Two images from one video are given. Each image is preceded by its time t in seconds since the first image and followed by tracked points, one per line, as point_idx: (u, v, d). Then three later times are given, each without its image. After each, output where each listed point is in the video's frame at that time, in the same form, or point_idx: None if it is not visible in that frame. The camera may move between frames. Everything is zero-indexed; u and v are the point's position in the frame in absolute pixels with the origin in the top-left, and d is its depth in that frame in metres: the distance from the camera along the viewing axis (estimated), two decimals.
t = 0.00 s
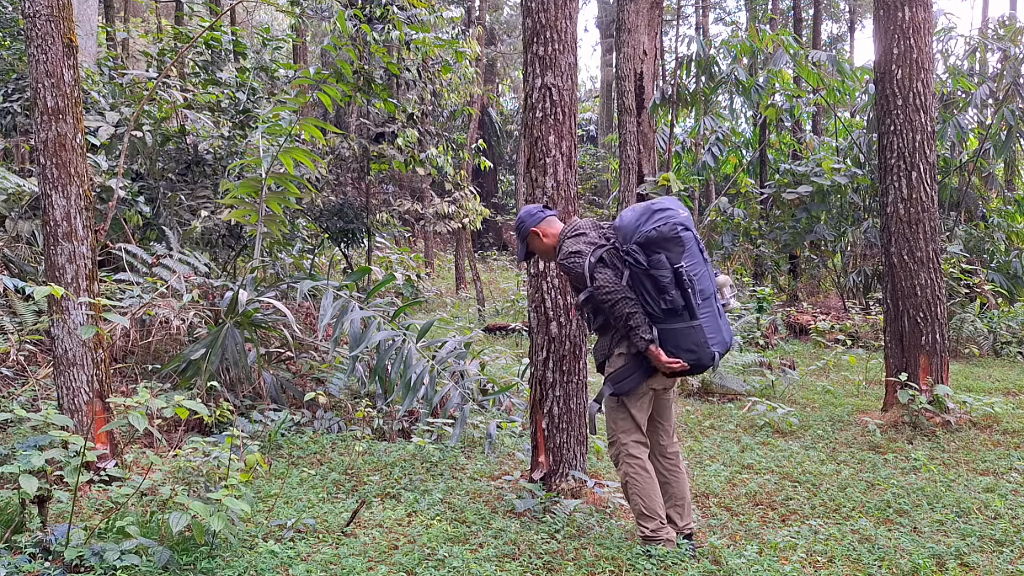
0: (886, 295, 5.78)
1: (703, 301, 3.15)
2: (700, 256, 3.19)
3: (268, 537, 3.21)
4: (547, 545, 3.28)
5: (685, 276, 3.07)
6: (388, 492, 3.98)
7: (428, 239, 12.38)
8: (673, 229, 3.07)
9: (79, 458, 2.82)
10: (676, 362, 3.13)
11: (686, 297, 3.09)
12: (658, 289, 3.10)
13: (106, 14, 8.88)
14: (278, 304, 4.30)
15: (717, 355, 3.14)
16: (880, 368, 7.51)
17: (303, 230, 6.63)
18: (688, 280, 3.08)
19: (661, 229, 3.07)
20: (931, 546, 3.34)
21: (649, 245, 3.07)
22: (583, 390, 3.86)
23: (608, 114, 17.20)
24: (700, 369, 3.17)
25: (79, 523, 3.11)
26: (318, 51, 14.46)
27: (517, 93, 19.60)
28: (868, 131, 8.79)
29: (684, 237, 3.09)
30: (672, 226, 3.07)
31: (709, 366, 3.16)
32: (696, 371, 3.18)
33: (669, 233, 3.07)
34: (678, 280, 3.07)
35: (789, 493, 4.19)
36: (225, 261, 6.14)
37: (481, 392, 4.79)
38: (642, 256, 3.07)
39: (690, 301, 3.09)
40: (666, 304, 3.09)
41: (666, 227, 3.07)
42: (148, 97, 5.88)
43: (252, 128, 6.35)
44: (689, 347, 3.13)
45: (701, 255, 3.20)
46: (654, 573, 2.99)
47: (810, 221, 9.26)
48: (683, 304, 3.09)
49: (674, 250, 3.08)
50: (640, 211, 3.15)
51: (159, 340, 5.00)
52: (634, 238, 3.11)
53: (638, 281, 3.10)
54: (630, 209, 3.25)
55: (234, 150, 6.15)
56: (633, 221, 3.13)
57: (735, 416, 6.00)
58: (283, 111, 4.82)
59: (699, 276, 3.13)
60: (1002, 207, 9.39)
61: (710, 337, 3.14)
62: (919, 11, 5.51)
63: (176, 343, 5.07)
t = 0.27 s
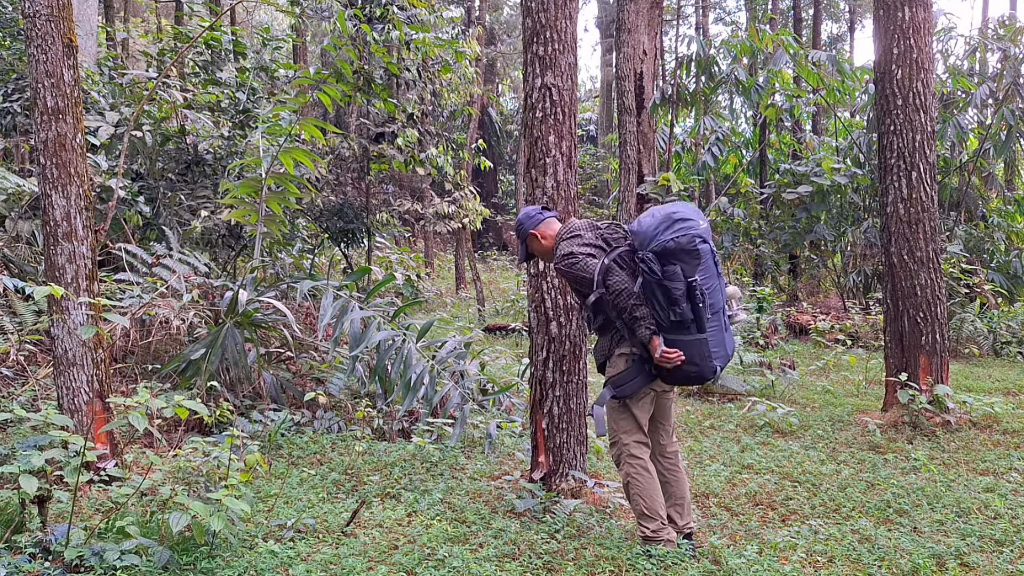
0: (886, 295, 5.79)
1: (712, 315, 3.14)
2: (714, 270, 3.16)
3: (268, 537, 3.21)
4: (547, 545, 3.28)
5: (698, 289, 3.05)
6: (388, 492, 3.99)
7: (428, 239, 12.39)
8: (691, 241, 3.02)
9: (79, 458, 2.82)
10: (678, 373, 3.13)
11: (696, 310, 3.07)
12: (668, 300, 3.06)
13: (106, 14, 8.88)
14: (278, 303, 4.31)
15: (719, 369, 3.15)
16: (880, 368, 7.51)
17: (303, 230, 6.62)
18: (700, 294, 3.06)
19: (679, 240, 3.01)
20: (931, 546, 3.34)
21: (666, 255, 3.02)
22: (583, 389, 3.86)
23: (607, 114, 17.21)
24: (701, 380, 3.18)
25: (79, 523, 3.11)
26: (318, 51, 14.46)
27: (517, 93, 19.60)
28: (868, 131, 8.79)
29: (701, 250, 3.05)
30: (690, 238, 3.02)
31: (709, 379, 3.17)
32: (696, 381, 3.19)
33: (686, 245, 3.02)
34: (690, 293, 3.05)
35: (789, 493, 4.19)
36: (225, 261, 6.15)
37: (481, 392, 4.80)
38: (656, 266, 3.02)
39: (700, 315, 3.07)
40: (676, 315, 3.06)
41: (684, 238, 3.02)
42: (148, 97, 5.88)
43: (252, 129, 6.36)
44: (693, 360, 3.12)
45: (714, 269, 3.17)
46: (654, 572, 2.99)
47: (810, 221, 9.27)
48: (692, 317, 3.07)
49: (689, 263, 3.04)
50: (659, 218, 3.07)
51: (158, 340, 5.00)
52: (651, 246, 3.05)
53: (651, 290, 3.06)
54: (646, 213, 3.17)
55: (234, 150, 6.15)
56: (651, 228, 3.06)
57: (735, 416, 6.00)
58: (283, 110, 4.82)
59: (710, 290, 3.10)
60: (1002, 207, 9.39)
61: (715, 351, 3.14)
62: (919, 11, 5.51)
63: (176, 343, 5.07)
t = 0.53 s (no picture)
0: (886, 295, 5.79)
1: (724, 339, 3.13)
2: (730, 295, 3.15)
3: (268, 537, 3.21)
4: (547, 545, 3.28)
5: (713, 314, 3.04)
6: (388, 492, 3.98)
7: (428, 239, 12.38)
8: (710, 265, 3.02)
9: (79, 458, 2.82)
10: (684, 391, 3.13)
11: (710, 334, 3.05)
12: (682, 322, 3.06)
13: (106, 14, 8.88)
14: (278, 303, 4.31)
15: (725, 391, 3.14)
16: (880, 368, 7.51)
17: (303, 230, 6.63)
18: (715, 318, 3.05)
19: (698, 263, 3.02)
20: (932, 546, 3.34)
21: (683, 278, 3.03)
22: (583, 390, 3.86)
23: (607, 114, 17.21)
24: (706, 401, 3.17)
25: (79, 523, 3.11)
26: (318, 51, 14.46)
27: (517, 93, 19.60)
28: (868, 131, 8.79)
29: (719, 275, 3.05)
30: (709, 261, 3.02)
31: (715, 400, 3.16)
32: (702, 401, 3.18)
33: (705, 269, 3.03)
34: (705, 317, 3.04)
35: (789, 493, 4.19)
36: (225, 261, 6.15)
37: (481, 392, 4.80)
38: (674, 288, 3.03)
39: (713, 338, 3.06)
40: (689, 337, 3.06)
41: (703, 261, 3.03)
42: (148, 97, 5.88)
43: (252, 128, 6.36)
44: (700, 381, 3.10)
45: (730, 294, 3.16)
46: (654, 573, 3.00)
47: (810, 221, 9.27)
48: (704, 340, 3.06)
49: (707, 287, 3.04)
50: (680, 240, 3.08)
51: (159, 340, 4.99)
52: (669, 268, 3.06)
53: (666, 311, 3.05)
54: (664, 234, 3.19)
55: (234, 150, 6.15)
56: (670, 249, 3.07)
57: (735, 416, 6.00)
58: (282, 110, 4.81)
59: (725, 315, 3.10)
60: (1002, 207, 9.39)
61: (723, 374, 3.13)
62: (919, 11, 5.51)
63: (176, 343, 5.07)
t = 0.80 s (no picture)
0: (886, 295, 5.79)
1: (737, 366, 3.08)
2: (745, 322, 3.07)
3: (268, 537, 3.21)
4: (547, 544, 3.28)
5: (731, 346, 2.96)
6: (388, 492, 3.98)
7: (428, 239, 12.38)
8: (731, 297, 2.88)
9: (79, 458, 2.82)
10: (694, 414, 3.12)
11: (725, 364, 2.99)
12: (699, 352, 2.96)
13: (106, 14, 8.88)
14: (278, 303, 4.31)
15: (732, 413, 3.15)
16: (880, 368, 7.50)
17: (303, 230, 6.62)
18: (732, 349, 2.97)
19: (721, 298, 2.88)
20: (932, 546, 3.34)
21: (705, 312, 2.89)
22: (583, 390, 3.87)
23: (607, 114, 17.21)
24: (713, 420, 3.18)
25: (79, 523, 3.11)
26: (318, 51, 14.46)
27: (517, 93, 19.60)
28: (868, 131, 8.80)
29: (739, 308, 2.93)
30: (732, 296, 2.89)
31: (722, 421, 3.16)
32: (709, 420, 3.17)
33: (727, 303, 2.90)
34: (723, 348, 2.95)
35: (789, 493, 4.19)
36: (225, 261, 6.15)
37: (481, 392, 4.80)
38: (695, 325, 2.90)
39: (728, 367, 3.00)
40: (704, 367, 2.98)
41: (726, 296, 2.89)
42: (148, 98, 5.88)
43: (252, 128, 6.36)
44: (710, 406, 3.08)
45: (745, 320, 3.07)
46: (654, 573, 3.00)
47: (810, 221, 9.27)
48: (720, 370, 3.00)
49: (728, 320, 2.92)
50: (704, 272, 2.91)
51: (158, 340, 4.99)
52: (690, 301, 2.91)
53: (685, 343, 2.95)
54: (685, 261, 3.00)
55: (234, 150, 6.15)
56: (693, 283, 2.90)
57: (735, 416, 6.00)
58: (282, 110, 4.81)
59: (741, 344, 3.02)
60: (1002, 207, 9.39)
61: (732, 398, 3.11)
62: (919, 12, 5.51)
63: (176, 343, 5.07)
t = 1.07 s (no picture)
0: (886, 295, 5.79)
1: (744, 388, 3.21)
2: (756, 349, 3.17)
3: (268, 537, 3.21)
4: (547, 544, 3.28)
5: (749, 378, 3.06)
6: (388, 492, 3.98)
7: (428, 239, 12.38)
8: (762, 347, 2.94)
9: (79, 458, 2.82)
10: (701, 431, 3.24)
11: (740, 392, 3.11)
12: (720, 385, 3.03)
13: (106, 14, 8.88)
14: (278, 303, 4.31)
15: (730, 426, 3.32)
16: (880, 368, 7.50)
17: (303, 230, 6.62)
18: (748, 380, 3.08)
19: (755, 343, 2.91)
20: (932, 546, 3.34)
21: (738, 355, 2.92)
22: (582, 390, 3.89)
23: (607, 114, 17.21)
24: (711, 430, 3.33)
25: (79, 523, 3.11)
26: (318, 51, 14.45)
27: (516, 93, 19.60)
28: (868, 131, 8.80)
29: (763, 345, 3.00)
30: (763, 338, 2.93)
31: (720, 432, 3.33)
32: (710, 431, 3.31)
33: (758, 345, 2.94)
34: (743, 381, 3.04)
35: (789, 493, 4.19)
36: (225, 261, 6.15)
37: (481, 392, 4.80)
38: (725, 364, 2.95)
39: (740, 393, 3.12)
40: (722, 398, 3.07)
41: (759, 340, 2.92)
42: (149, 98, 5.89)
43: (252, 128, 6.36)
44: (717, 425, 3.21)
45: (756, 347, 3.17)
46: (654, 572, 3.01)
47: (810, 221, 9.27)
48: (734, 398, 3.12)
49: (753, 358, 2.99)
50: (743, 318, 2.88)
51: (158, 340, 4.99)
52: (726, 345, 2.90)
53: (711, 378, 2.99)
54: (720, 301, 2.94)
55: (234, 150, 6.15)
56: (733, 331, 2.87)
57: (735, 416, 6.00)
58: (282, 110, 4.81)
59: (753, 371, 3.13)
60: (1002, 207, 9.39)
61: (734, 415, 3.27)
62: (919, 12, 5.51)
63: (176, 343, 5.07)
